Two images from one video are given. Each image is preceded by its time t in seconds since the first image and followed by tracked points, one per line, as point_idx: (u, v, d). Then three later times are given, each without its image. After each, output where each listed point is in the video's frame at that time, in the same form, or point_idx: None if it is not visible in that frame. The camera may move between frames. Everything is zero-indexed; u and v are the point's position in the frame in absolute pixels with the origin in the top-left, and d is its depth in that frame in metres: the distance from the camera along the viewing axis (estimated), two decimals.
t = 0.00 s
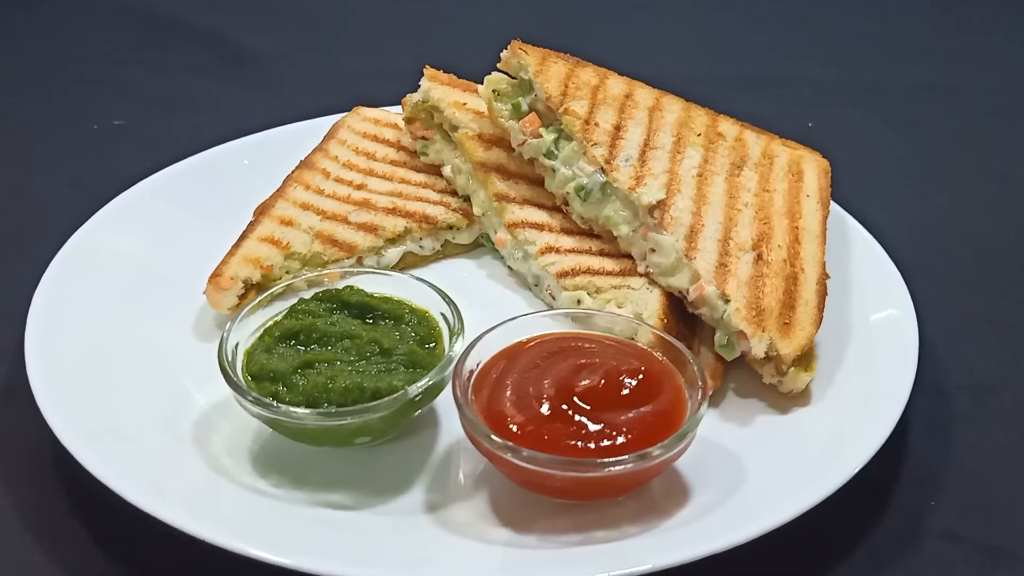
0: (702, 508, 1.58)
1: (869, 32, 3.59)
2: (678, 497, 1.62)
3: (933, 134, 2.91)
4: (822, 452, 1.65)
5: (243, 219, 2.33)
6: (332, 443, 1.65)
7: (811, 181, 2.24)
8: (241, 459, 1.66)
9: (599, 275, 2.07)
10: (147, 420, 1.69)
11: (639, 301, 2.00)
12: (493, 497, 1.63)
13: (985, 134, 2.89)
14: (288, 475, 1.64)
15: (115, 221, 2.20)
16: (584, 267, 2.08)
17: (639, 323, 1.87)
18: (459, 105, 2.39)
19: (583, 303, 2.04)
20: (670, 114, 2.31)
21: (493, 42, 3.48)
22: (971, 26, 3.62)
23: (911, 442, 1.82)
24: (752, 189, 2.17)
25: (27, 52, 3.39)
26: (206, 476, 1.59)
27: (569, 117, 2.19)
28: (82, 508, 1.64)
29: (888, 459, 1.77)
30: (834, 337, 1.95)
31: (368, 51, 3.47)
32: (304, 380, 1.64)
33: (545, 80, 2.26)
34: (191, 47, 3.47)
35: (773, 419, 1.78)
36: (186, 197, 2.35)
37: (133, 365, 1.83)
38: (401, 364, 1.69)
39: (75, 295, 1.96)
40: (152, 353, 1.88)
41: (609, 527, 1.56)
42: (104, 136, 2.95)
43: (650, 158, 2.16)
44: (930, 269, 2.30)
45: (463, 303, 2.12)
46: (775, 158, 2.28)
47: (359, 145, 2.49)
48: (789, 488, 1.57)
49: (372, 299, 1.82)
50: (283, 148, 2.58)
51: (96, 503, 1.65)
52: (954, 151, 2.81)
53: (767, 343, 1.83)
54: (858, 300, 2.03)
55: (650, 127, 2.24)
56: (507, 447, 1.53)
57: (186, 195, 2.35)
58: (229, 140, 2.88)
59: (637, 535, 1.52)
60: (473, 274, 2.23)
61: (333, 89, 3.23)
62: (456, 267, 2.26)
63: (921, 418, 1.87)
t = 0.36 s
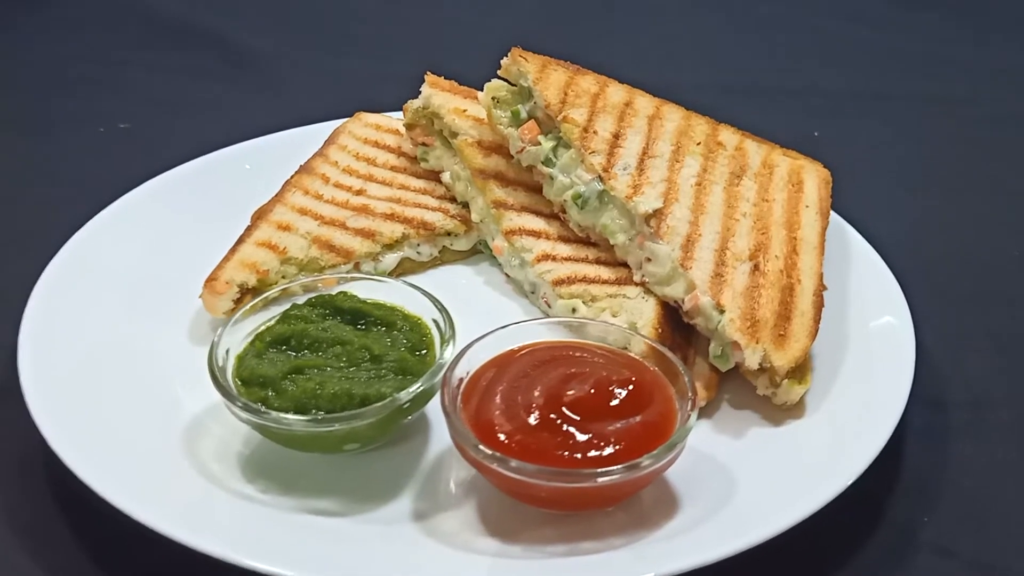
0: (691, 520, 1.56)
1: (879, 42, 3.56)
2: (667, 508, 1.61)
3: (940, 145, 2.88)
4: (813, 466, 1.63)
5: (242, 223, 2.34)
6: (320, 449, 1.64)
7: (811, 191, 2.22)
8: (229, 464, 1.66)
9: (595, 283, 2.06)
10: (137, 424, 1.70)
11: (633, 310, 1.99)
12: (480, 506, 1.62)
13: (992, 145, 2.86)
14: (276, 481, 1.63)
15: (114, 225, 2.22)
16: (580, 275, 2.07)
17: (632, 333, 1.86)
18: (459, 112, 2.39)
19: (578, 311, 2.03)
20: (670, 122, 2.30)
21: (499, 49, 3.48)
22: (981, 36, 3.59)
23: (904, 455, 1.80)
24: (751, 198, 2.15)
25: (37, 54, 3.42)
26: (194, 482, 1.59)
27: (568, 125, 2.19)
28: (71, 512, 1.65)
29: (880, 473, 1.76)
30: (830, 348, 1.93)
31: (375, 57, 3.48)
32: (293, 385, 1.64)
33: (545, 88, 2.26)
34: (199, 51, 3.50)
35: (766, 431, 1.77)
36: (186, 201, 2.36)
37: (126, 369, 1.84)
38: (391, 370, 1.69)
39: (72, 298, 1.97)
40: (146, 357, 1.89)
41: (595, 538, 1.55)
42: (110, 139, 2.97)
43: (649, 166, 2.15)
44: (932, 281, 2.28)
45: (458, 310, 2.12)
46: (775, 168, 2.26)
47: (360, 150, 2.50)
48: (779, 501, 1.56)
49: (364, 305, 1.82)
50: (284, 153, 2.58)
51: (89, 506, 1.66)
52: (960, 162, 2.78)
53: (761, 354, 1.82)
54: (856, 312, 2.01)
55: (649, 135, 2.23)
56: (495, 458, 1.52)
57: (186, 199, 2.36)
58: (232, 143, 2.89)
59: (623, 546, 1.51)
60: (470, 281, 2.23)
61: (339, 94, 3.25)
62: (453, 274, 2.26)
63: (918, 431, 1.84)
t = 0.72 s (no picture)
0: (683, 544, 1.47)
1: (894, 42, 3.45)
2: (657, 530, 1.52)
3: (954, 148, 2.78)
4: (814, 490, 1.54)
5: (225, 222, 2.25)
6: (293, 462, 1.56)
7: (818, 194, 2.12)
8: (197, 478, 1.57)
9: (589, 289, 1.97)
10: (102, 434, 1.62)
11: (628, 318, 1.90)
12: (461, 524, 1.53)
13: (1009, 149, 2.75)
14: (245, 495, 1.55)
15: (93, 223, 2.14)
16: (574, 280, 1.98)
17: (626, 342, 1.76)
18: (452, 109, 2.31)
19: (571, 318, 1.94)
20: (671, 121, 2.21)
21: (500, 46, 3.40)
22: (998, 36, 3.48)
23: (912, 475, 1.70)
24: (755, 201, 2.05)
25: (30, 48, 3.36)
26: (157, 497, 1.50)
27: (564, 123, 2.10)
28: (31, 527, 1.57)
29: (886, 494, 1.66)
30: (835, 360, 1.84)
31: (374, 53, 3.40)
32: (265, 395, 1.56)
33: (540, 84, 2.17)
34: (194, 46, 3.42)
35: (766, 448, 1.68)
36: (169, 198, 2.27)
37: (95, 374, 1.76)
38: (369, 380, 1.60)
39: (44, 300, 1.90)
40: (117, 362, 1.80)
41: (582, 561, 1.45)
42: (99, 134, 2.90)
43: (647, 167, 2.06)
44: (944, 290, 2.18)
45: (447, 315, 2.04)
46: (780, 170, 2.16)
47: (350, 148, 2.41)
48: (777, 526, 1.47)
49: (345, 310, 1.73)
50: (273, 149, 2.50)
51: (51, 521, 1.59)
52: (975, 167, 2.68)
53: (761, 366, 1.73)
54: (863, 322, 1.91)
55: (649, 135, 2.14)
56: (475, 476, 1.44)
57: (169, 196, 2.28)
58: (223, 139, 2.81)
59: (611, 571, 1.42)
60: (461, 285, 2.14)
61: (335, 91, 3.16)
62: (443, 277, 2.17)
63: (927, 450, 1.74)
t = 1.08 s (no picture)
0: (691, 555, 1.40)
1: (913, 36, 3.35)
2: (664, 539, 1.44)
3: (973, 144, 2.69)
4: (830, 502, 1.46)
5: (217, 216, 2.18)
6: (280, 466, 1.48)
7: (833, 190, 2.03)
8: (180, 481, 1.50)
9: (594, 286, 1.89)
10: (82, 436, 1.54)
11: (635, 317, 1.82)
12: (457, 532, 1.45)
13: None
14: (230, 500, 1.47)
15: (80, 216, 2.07)
16: (578, 277, 1.91)
17: (632, 343, 1.68)
18: (453, 99, 2.23)
19: (574, 316, 1.86)
20: (680, 113, 2.13)
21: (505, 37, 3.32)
22: (1017, 29, 3.38)
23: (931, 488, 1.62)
24: (767, 196, 1.97)
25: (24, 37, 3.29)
26: (137, 502, 1.43)
27: (568, 114, 2.02)
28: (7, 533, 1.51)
29: (904, 507, 1.58)
30: (852, 362, 1.75)
31: (377, 45, 3.32)
32: (253, 395, 1.48)
33: (544, 74, 2.09)
34: (192, 35, 3.35)
35: (778, 454, 1.59)
36: (160, 191, 2.20)
37: (78, 373, 1.68)
38: (361, 381, 1.53)
39: (27, 296, 1.83)
40: (101, 360, 1.73)
41: (583, 574, 1.37)
42: (93, 125, 2.83)
43: (655, 160, 1.98)
44: (964, 291, 2.09)
45: (447, 312, 1.96)
46: (794, 164, 2.08)
47: (348, 139, 2.34)
48: (790, 540, 1.39)
49: (338, 307, 1.66)
50: (269, 141, 2.42)
51: (26, 526, 1.52)
52: (995, 164, 2.59)
53: (773, 368, 1.65)
54: (881, 324, 1.83)
55: (657, 127, 2.06)
56: (471, 484, 1.36)
57: (160, 188, 2.21)
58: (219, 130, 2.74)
59: None
60: (462, 281, 2.06)
61: (337, 83, 3.09)
62: (443, 273, 2.09)
63: (948, 458, 1.66)
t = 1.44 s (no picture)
0: (702, 561, 1.35)
1: (931, 27, 3.28)
2: (674, 544, 1.39)
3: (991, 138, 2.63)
4: (846, 507, 1.40)
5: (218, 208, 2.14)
6: (277, 465, 1.43)
7: (850, 183, 1.97)
8: (176, 481, 1.45)
9: (603, 282, 1.84)
10: (75, 433, 1.50)
11: (644, 313, 1.77)
12: (461, 535, 1.40)
13: None
14: (227, 500, 1.43)
15: (78, 208, 2.03)
16: (586, 272, 1.85)
17: (642, 340, 1.64)
18: (459, 89, 2.17)
19: (582, 312, 1.82)
20: (692, 104, 2.07)
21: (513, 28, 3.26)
22: None
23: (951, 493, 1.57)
24: (781, 189, 1.91)
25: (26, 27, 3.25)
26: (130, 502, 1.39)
27: (577, 104, 1.96)
28: None
29: (922, 513, 1.53)
30: (869, 362, 1.70)
31: (384, 36, 3.27)
32: (250, 392, 1.44)
33: (553, 63, 2.04)
34: (195, 25, 3.30)
35: (793, 455, 1.54)
36: (160, 182, 2.16)
37: (72, 368, 1.64)
38: (361, 378, 1.48)
39: (22, 290, 1.79)
40: (97, 355, 1.69)
41: None
42: (94, 116, 2.79)
43: (666, 152, 1.93)
44: (983, 288, 2.03)
45: (452, 308, 1.91)
46: (809, 156, 2.02)
47: (352, 131, 2.29)
48: (806, 546, 1.34)
49: (339, 302, 1.61)
50: (272, 132, 2.37)
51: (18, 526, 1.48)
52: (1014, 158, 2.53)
53: (788, 367, 1.60)
54: (899, 323, 1.77)
55: (668, 118, 2.00)
56: (475, 486, 1.32)
57: (161, 180, 2.17)
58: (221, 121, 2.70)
59: None
60: (468, 276, 2.01)
61: (342, 75, 3.04)
62: (449, 268, 2.04)
63: (969, 461, 1.61)
